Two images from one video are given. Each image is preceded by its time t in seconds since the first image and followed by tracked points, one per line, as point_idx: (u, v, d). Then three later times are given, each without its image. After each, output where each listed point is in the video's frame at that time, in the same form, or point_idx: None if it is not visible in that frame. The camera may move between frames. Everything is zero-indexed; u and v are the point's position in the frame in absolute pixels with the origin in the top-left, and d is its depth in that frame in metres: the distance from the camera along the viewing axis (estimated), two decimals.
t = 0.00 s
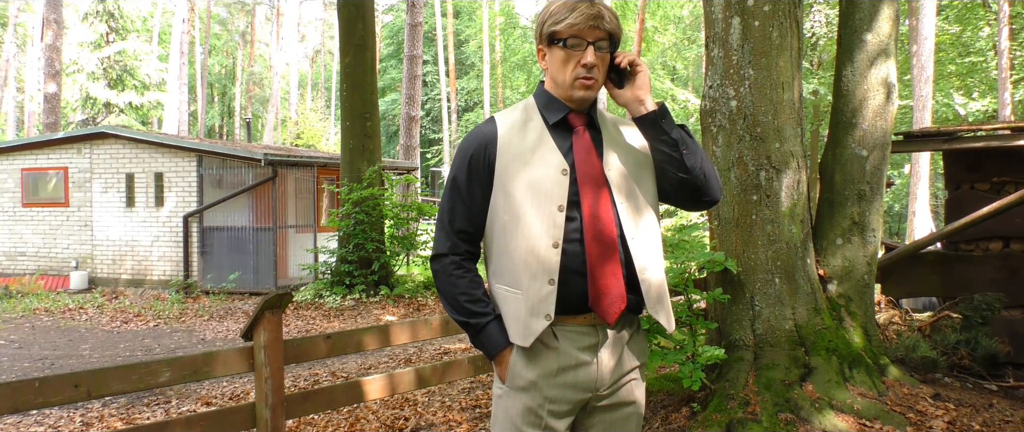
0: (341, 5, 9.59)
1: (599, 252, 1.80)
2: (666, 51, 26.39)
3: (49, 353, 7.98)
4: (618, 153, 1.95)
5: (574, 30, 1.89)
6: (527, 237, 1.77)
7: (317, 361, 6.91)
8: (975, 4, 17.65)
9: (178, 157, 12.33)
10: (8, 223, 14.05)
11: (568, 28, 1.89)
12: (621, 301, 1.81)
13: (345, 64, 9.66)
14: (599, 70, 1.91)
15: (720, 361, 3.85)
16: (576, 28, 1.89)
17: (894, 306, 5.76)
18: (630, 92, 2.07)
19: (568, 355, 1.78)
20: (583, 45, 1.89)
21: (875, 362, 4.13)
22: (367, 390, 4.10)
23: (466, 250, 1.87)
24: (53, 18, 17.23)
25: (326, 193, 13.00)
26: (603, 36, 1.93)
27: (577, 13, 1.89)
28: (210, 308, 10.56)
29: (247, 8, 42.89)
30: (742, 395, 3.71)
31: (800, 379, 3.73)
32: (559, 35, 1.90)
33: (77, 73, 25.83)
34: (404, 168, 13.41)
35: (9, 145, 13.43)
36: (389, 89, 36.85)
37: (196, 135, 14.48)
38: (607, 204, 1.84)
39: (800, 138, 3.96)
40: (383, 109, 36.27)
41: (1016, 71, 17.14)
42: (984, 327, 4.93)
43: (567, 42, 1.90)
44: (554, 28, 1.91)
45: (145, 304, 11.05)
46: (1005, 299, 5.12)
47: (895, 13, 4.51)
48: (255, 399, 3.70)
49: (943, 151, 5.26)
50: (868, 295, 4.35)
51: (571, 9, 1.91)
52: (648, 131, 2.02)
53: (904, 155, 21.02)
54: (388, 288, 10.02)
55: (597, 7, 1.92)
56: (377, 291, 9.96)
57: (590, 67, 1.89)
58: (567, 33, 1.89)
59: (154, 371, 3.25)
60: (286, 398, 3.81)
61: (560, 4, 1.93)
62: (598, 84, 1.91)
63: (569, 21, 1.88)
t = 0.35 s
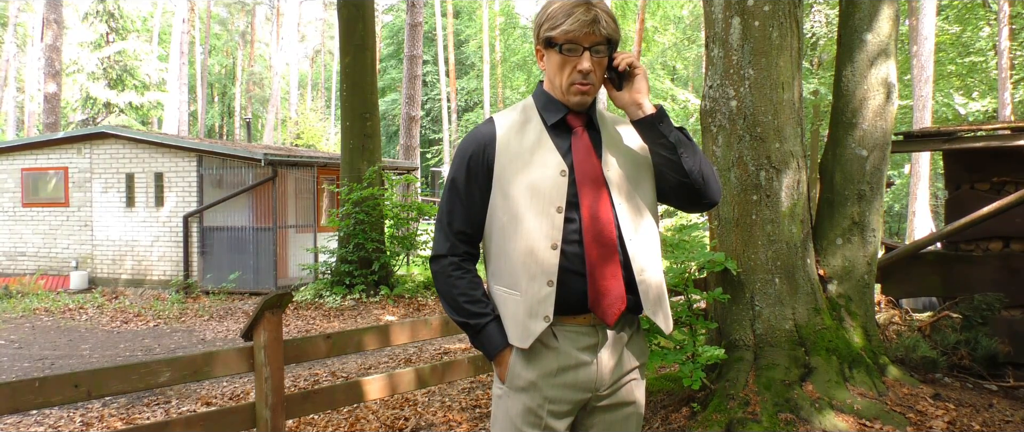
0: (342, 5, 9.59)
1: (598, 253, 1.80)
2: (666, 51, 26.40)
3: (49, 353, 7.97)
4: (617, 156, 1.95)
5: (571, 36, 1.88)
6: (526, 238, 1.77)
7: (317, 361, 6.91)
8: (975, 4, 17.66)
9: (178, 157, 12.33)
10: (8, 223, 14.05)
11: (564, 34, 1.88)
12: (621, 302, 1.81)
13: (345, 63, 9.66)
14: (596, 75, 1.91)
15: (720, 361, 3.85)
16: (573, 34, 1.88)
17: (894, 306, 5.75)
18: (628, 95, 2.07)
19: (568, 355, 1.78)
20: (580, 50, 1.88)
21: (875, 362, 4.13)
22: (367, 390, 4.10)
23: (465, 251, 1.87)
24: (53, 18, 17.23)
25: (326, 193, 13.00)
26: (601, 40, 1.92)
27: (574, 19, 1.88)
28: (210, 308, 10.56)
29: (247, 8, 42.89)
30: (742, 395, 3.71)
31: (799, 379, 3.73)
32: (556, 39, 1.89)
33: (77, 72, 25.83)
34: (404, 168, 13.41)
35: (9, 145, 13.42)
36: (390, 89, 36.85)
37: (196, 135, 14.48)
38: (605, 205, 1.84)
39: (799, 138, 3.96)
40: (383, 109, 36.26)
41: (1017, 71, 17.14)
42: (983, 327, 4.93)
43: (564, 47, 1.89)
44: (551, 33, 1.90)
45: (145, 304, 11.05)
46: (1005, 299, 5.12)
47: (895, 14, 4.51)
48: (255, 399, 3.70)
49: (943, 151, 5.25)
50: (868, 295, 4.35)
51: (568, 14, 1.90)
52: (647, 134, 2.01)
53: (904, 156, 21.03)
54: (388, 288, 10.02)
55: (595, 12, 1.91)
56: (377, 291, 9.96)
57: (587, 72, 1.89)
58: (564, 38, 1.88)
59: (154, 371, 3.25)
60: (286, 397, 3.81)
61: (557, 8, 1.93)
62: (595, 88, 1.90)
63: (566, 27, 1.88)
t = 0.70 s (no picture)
0: (342, 5, 9.59)
1: (599, 254, 1.80)
2: (666, 51, 26.41)
3: (49, 353, 7.97)
4: (618, 155, 1.95)
5: (574, 37, 1.88)
6: (527, 238, 1.77)
7: (317, 361, 6.91)
8: (975, 4, 17.66)
9: (178, 157, 12.33)
10: (8, 223, 14.05)
11: (567, 34, 1.88)
12: (622, 302, 1.81)
13: (345, 63, 9.66)
14: (598, 76, 1.91)
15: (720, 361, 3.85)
16: (575, 34, 1.88)
17: (894, 306, 5.75)
18: (630, 95, 2.07)
19: (568, 355, 1.78)
20: (582, 51, 1.88)
21: (875, 362, 4.12)
22: (367, 390, 4.10)
23: (465, 252, 1.87)
24: (53, 18, 17.22)
25: (325, 193, 12.99)
26: (603, 41, 1.91)
27: (577, 20, 1.87)
28: (210, 308, 10.57)
29: (247, 8, 42.89)
30: (742, 395, 3.71)
31: (800, 379, 3.73)
32: (558, 39, 1.89)
33: (77, 72, 25.84)
34: (404, 167, 13.41)
35: (9, 145, 13.42)
36: (390, 89, 36.85)
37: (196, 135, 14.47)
38: (606, 205, 1.84)
39: (799, 137, 3.96)
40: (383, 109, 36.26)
41: (1017, 71, 17.15)
42: (983, 326, 4.93)
43: (566, 47, 1.88)
44: (553, 33, 1.90)
45: (145, 304, 11.05)
46: (1005, 299, 5.12)
47: (895, 13, 4.51)
48: (255, 399, 3.70)
49: (943, 151, 5.25)
50: (868, 295, 4.35)
51: (571, 14, 1.89)
52: (648, 134, 2.02)
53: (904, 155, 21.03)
54: (388, 287, 10.02)
55: (598, 12, 1.91)
56: (377, 291, 9.96)
57: (589, 73, 1.88)
58: (566, 39, 1.88)
59: (154, 371, 3.25)
60: (286, 398, 3.81)
61: (559, 8, 1.92)
62: (596, 89, 1.90)
63: (568, 27, 1.87)
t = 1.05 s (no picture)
0: (342, 5, 9.59)
1: (600, 254, 1.80)
2: (666, 51, 26.42)
3: (49, 353, 7.98)
4: (619, 156, 1.95)
5: (576, 37, 1.88)
6: (529, 237, 1.77)
7: (317, 361, 6.91)
8: (975, 4, 17.68)
9: (178, 157, 12.34)
10: (8, 223, 14.05)
11: (569, 34, 1.88)
12: (623, 303, 1.81)
13: (345, 63, 9.66)
14: (600, 76, 1.91)
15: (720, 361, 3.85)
16: (578, 34, 1.88)
17: (894, 306, 5.75)
18: (631, 95, 2.08)
19: (570, 356, 1.78)
20: (584, 51, 1.88)
21: (875, 362, 4.13)
22: (367, 390, 4.10)
23: (466, 251, 1.87)
24: (53, 18, 17.23)
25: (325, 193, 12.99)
26: (605, 41, 1.92)
27: (579, 20, 1.87)
28: (210, 308, 10.57)
29: (247, 8, 42.89)
30: (742, 395, 3.71)
31: (799, 379, 3.73)
32: (560, 39, 1.89)
33: (77, 72, 25.85)
34: (404, 168, 13.41)
35: (9, 145, 13.43)
36: (390, 89, 36.84)
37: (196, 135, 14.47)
38: (608, 205, 1.85)
39: (799, 138, 3.96)
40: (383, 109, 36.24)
41: (1017, 71, 17.16)
42: (983, 326, 4.93)
43: (568, 47, 1.89)
44: (555, 34, 1.90)
45: (145, 304, 11.05)
46: (1005, 299, 5.13)
47: (895, 13, 4.51)
48: (255, 399, 3.70)
49: (943, 151, 5.26)
50: (868, 295, 4.35)
51: (573, 15, 1.89)
52: (649, 134, 2.02)
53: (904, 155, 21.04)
54: (388, 288, 10.02)
55: (600, 12, 1.91)
56: (377, 291, 9.96)
57: (591, 73, 1.89)
58: (568, 39, 1.88)
59: (154, 371, 3.25)
60: (286, 398, 3.81)
61: (561, 8, 1.92)
62: (599, 89, 1.90)
63: (570, 27, 1.87)
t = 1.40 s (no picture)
0: (341, 5, 9.59)
1: (601, 254, 1.79)
2: (666, 51, 26.43)
3: (49, 353, 7.98)
4: (620, 155, 1.95)
5: (577, 35, 1.88)
6: (529, 236, 1.76)
7: (317, 361, 6.92)
8: (975, 4, 17.68)
9: (178, 157, 12.33)
10: (8, 223, 14.05)
11: (570, 34, 1.88)
12: (624, 304, 1.81)
13: (345, 63, 9.66)
14: (602, 75, 1.91)
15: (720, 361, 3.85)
16: (579, 34, 1.87)
17: (894, 307, 5.75)
18: (632, 95, 2.07)
19: (570, 356, 1.78)
20: (585, 51, 1.88)
21: (875, 362, 4.13)
22: (367, 390, 4.10)
23: (467, 252, 1.87)
24: (53, 18, 17.22)
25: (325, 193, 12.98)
26: (606, 40, 1.91)
27: (580, 20, 1.87)
28: (210, 308, 10.57)
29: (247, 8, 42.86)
30: (742, 395, 3.71)
31: (799, 379, 3.74)
32: (562, 38, 1.89)
33: (77, 72, 25.83)
34: (404, 167, 13.41)
35: (9, 145, 13.42)
36: (389, 89, 36.82)
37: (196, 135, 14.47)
38: (608, 206, 1.85)
39: (799, 138, 3.96)
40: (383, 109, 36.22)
41: (1017, 71, 17.17)
42: (983, 327, 4.94)
43: (570, 47, 1.88)
44: (556, 33, 1.89)
45: (146, 304, 11.05)
46: (1005, 299, 5.13)
47: (895, 14, 4.52)
48: (255, 399, 3.70)
49: (943, 151, 5.26)
50: (868, 295, 4.35)
51: (574, 14, 1.89)
52: (650, 134, 2.02)
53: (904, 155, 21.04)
54: (388, 288, 10.02)
55: (602, 12, 1.91)
56: (377, 291, 9.96)
57: (592, 72, 1.88)
58: (569, 38, 1.88)
59: (154, 371, 3.25)
60: (286, 398, 3.81)
61: (562, 8, 1.92)
62: (600, 88, 1.90)
63: (572, 27, 1.87)
